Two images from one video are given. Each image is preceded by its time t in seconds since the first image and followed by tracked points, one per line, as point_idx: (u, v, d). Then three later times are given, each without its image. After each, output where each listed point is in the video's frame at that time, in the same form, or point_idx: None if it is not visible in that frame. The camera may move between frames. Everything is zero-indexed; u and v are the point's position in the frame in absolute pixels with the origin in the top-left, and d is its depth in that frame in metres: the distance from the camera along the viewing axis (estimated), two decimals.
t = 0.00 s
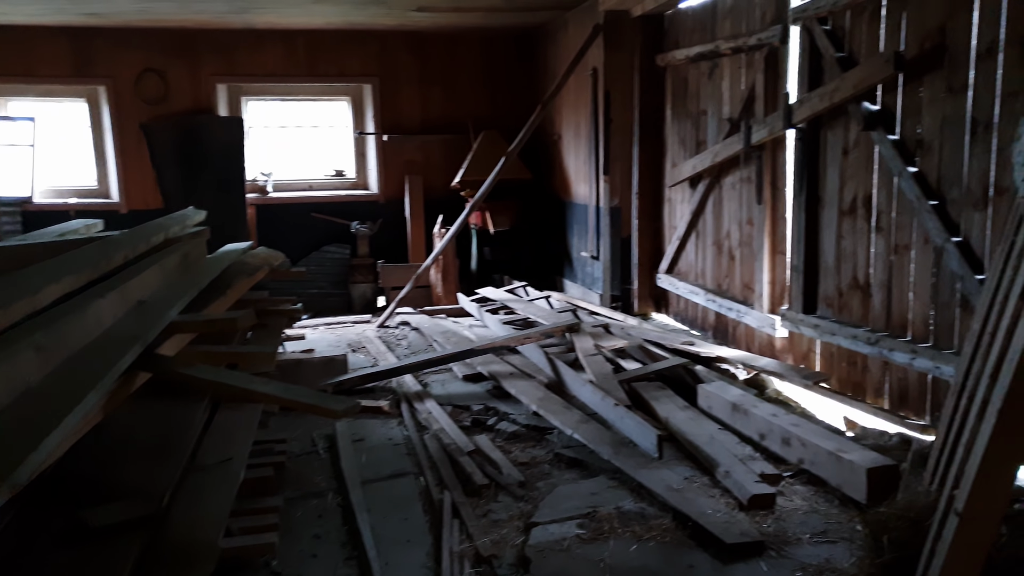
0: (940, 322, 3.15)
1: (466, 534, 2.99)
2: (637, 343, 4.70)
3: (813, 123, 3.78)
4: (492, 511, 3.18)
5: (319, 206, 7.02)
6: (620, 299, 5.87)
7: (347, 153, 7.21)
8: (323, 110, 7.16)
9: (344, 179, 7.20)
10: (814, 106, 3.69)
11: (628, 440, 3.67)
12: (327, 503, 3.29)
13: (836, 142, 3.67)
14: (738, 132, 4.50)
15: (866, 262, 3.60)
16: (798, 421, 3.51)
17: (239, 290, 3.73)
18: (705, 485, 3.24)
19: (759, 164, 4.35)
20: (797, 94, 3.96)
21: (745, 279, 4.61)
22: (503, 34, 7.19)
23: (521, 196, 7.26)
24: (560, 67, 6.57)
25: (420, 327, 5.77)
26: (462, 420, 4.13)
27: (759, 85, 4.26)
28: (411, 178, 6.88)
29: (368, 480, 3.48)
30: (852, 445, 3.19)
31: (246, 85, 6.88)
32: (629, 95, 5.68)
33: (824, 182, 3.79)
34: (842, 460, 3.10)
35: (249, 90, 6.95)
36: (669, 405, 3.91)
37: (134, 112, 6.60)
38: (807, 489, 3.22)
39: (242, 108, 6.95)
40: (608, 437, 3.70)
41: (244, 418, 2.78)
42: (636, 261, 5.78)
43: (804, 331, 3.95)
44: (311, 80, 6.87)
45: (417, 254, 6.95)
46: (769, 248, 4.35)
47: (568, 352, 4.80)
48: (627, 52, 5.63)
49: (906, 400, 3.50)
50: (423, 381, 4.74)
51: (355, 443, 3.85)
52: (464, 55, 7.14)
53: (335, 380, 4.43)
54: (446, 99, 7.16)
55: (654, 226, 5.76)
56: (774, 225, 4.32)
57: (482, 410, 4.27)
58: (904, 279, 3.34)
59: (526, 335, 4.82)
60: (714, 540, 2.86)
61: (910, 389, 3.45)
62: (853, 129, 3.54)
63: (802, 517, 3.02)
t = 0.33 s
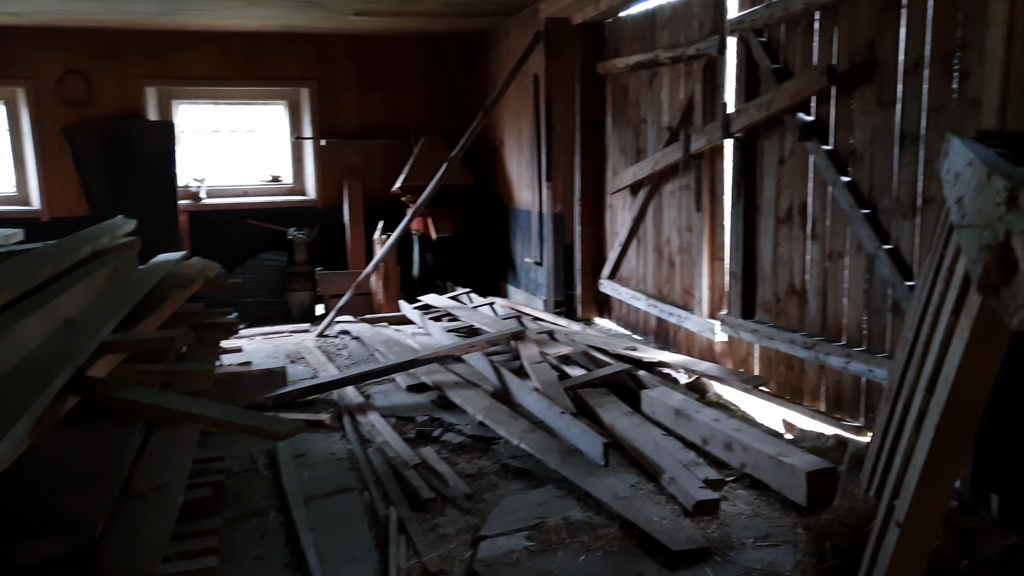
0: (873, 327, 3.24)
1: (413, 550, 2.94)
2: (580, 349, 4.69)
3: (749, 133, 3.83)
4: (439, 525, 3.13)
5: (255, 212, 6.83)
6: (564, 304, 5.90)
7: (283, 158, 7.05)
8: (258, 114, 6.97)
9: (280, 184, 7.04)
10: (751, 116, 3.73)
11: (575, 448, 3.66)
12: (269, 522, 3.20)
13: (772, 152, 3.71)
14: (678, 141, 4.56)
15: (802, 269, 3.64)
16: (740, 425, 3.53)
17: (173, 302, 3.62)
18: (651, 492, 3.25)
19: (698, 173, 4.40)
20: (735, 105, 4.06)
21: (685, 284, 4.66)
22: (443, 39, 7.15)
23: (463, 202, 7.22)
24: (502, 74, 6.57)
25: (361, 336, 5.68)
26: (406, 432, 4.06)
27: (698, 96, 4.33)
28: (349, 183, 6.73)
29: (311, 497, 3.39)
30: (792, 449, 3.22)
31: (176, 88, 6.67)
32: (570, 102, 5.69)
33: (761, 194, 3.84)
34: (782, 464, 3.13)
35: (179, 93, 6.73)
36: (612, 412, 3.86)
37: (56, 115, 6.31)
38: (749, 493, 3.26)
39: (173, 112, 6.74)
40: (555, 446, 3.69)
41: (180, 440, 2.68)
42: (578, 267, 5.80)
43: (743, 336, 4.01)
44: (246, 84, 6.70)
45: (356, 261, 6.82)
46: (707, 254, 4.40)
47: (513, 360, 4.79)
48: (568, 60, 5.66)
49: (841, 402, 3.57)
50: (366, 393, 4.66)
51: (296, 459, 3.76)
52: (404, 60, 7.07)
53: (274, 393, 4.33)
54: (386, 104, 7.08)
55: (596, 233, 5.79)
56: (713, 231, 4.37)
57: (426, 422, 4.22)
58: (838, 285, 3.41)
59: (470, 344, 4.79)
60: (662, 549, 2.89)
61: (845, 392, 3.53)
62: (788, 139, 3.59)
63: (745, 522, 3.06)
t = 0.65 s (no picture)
0: (743, 329, 3.29)
1: None
2: (463, 360, 4.60)
3: (625, 143, 3.88)
4: (321, 552, 2.95)
5: (109, 222, 6.28)
6: (445, 312, 5.83)
7: (140, 163, 6.59)
8: (110, 116, 6.43)
9: (138, 192, 6.60)
10: (627, 127, 3.79)
11: (459, 462, 3.49)
12: (130, 562, 2.92)
13: (647, 162, 3.77)
14: (557, 150, 4.56)
15: (674, 275, 3.67)
16: (622, 429, 3.31)
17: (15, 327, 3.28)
18: (536, 501, 3.07)
19: (576, 181, 4.43)
20: (611, 117, 4.13)
21: (566, 290, 4.66)
22: (314, 42, 6.93)
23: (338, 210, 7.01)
24: (377, 79, 6.43)
25: (229, 352, 5.38)
26: (281, 455, 3.86)
27: (576, 105, 4.38)
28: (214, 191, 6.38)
29: (178, 531, 3.12)
30: (672, 451, 3.04)
31: (13, 88, 6.04)
32: (447, 108, 5.62)
33: (636, 201, 3.88)
34: (662, 468, 2.95)
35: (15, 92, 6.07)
36: (497, 423, 3.67)
37: None
38: (632, 496, 3.10)
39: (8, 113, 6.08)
40: (439, 460, 3.52)
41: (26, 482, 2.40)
42: (459, 274, 5.74)
43: (622, 340, 4.00)
44: (96, 85, 6.21)
45: (222, 272, 6.49)
46: (587, 261, 4.41)
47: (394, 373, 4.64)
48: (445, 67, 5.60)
49: (714, 401, 3.52)
50: (236, 414, 4.39)
51: (160, 491, 3.47)
52: (273, 63, 6.80)
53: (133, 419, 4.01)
54: (254, 108, 6.78)
55: (477, 240, 5.74)
56: (592, 238, 4.36)
57: (302, 442, 4.02)
58: (711, 289, 3.44)
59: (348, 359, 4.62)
60: (549, 560, 2.74)
61: (718, 390, 3.49)
62: (662, 150, 3.66)
63: (630, 526, 2.90)
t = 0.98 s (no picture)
0: (594, 331, 3.39)
1: None
2: (313, 374, 4.42)
3: (475, 151, 3.91)
4: None
5: None
6: (291, 325, 5.60)
7: None
8: None
9: None
10: (477, 135, 3.80)
11: (314, 481, 3.32)
12: None
13: (497, 170, 3.82)
14: (406, 156, 4.51)
15: (529, 280, 3.72)
16: (481, 437, 3.29)
17: None
18: (396, 517, 2.96)
19: (427, 189, 4.40)
20: (461, 124, 4.12)
21: (419, 298, 4.61)
22: (137, 39, 6.45)
23: (169, 219, 6.55)
24: (210, 80, 6.08)
25: (45, 377, 4.88)
26: (112, 486, 3.54)
27: (424, 112, 4.35)
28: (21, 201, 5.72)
29: None
30: (532, 454, 3.04)
31: None
32: (289, 112, 5.41)
33: (489, 208, 3.90)
34: (522, 472, 2.94)
35: None
36: (351, 439, 3.52)
37: None
38: (493, 503, 3.05)
39: None
40: (291, 482, 3.33)
41: None
42: (305, 284, 5.54)
43: (478, 346, 4.00)
44: None
45: (35, 286, 5.81)
46: (440, 268, 4.38)
47: (238, 392, 4.39)
48: (286, 69, 5.39)
49: (569, 402, 3.60)
50: (56, 446, 3.98)
51: None
52: (90, 60, 6.27)
53: None
54: (69, 108, 6.21)
55: (324, 248, 5.56)
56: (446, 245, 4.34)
57: (136, 471, 3.71)
58: (562, 293, 3.52)
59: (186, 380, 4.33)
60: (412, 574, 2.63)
61: (571, 393, 3.58)
62: (512, 157, 3.71)
63: (491, 533, 2.85)
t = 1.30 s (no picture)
0: (481, 338, 3.39)
1: None
2: (185, 391, 4.17)
3: (354, 156, 3.82)
4: None
5: None
6: (159, 339, 5.29)
7: None
8: None
9: None
10: (356, 140, 3.72)
11: (193, 505, 3.06)
12: None
13: (377, 176, 3.75)
14: (280, 161, 4.35)
15: (414, 289, 3.67)
16: (368, 450, 3.09)
17: None
18: (279, 539, 2.74)
19: (304, 195, 4.26)
20: (337, 128, 4.02)
21: (298, 308, 4.45)
22: None
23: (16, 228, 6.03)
24: (60, 79, 5.65)
25: None
26: None
27: (298, 115, 4.21)
28: None
29: None
30: (422, 466, 2.88)
31: None
32: (151, 114, 5.10)
33: (369, 215, 3.83)
34: (411, 485, 2.77)
35: None
36: (229, 459, 3.26)
37: None
38: (382, 517, 2.84)
39: None
40: (162, 508, 3.06)
41: None
42: (173, 296, 5.24)
43: (363, 357, 3.91)
44: None
45: None
46: (320, 276, 4.23)
47: (102, 413, 4.07)
48: (146, 69, 5.08)
49: (457, 411, 3.56)
50: None
51: None
52: None
53: None
54: None
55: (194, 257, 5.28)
56: (325, 253, 4.20)
57: None
58: (448, 301, 3.51)
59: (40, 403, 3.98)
60: None
61: (460, 401, 3.54)
62: (392, 163, 3.65)
63: (381, 548, 2.65)
